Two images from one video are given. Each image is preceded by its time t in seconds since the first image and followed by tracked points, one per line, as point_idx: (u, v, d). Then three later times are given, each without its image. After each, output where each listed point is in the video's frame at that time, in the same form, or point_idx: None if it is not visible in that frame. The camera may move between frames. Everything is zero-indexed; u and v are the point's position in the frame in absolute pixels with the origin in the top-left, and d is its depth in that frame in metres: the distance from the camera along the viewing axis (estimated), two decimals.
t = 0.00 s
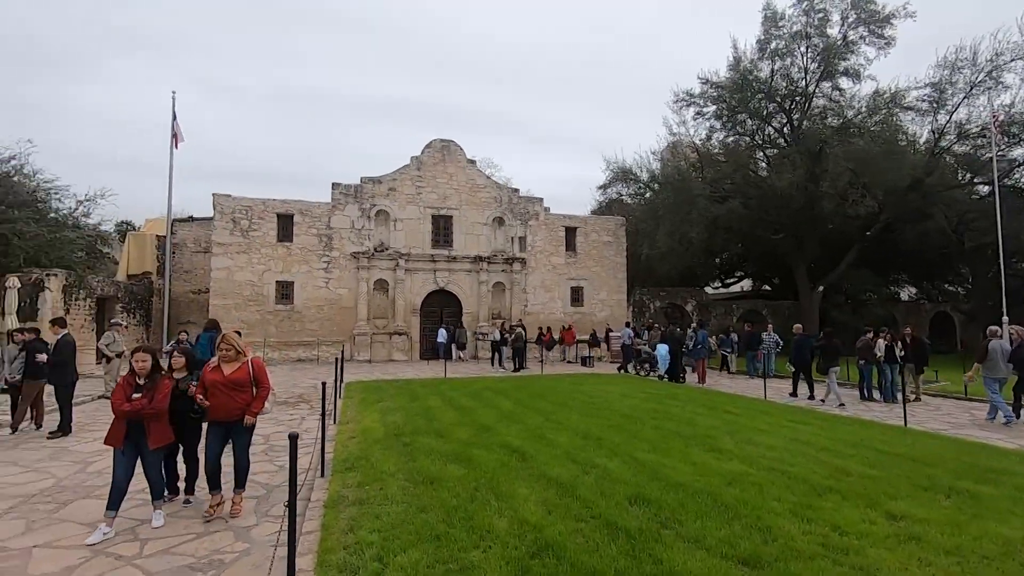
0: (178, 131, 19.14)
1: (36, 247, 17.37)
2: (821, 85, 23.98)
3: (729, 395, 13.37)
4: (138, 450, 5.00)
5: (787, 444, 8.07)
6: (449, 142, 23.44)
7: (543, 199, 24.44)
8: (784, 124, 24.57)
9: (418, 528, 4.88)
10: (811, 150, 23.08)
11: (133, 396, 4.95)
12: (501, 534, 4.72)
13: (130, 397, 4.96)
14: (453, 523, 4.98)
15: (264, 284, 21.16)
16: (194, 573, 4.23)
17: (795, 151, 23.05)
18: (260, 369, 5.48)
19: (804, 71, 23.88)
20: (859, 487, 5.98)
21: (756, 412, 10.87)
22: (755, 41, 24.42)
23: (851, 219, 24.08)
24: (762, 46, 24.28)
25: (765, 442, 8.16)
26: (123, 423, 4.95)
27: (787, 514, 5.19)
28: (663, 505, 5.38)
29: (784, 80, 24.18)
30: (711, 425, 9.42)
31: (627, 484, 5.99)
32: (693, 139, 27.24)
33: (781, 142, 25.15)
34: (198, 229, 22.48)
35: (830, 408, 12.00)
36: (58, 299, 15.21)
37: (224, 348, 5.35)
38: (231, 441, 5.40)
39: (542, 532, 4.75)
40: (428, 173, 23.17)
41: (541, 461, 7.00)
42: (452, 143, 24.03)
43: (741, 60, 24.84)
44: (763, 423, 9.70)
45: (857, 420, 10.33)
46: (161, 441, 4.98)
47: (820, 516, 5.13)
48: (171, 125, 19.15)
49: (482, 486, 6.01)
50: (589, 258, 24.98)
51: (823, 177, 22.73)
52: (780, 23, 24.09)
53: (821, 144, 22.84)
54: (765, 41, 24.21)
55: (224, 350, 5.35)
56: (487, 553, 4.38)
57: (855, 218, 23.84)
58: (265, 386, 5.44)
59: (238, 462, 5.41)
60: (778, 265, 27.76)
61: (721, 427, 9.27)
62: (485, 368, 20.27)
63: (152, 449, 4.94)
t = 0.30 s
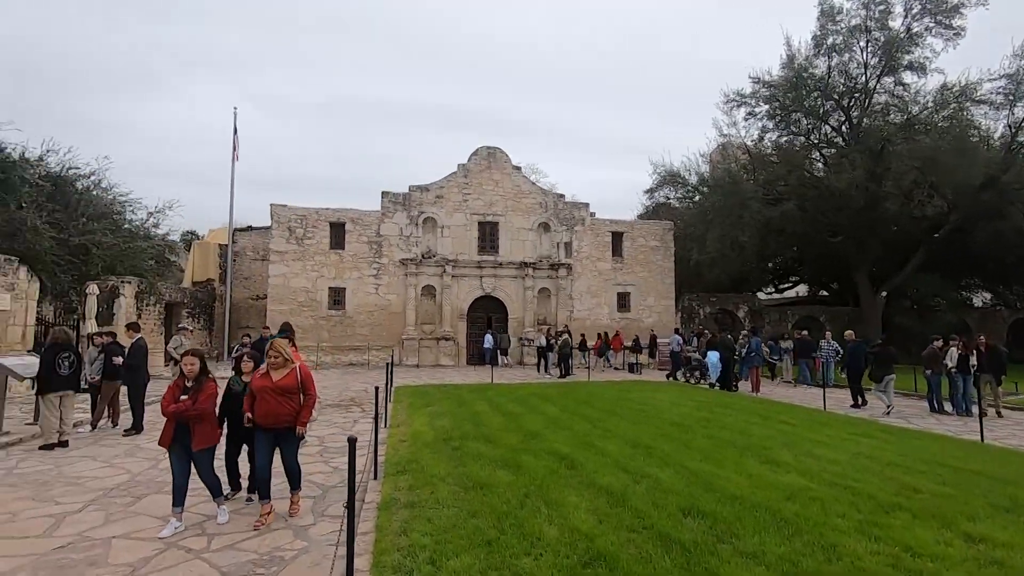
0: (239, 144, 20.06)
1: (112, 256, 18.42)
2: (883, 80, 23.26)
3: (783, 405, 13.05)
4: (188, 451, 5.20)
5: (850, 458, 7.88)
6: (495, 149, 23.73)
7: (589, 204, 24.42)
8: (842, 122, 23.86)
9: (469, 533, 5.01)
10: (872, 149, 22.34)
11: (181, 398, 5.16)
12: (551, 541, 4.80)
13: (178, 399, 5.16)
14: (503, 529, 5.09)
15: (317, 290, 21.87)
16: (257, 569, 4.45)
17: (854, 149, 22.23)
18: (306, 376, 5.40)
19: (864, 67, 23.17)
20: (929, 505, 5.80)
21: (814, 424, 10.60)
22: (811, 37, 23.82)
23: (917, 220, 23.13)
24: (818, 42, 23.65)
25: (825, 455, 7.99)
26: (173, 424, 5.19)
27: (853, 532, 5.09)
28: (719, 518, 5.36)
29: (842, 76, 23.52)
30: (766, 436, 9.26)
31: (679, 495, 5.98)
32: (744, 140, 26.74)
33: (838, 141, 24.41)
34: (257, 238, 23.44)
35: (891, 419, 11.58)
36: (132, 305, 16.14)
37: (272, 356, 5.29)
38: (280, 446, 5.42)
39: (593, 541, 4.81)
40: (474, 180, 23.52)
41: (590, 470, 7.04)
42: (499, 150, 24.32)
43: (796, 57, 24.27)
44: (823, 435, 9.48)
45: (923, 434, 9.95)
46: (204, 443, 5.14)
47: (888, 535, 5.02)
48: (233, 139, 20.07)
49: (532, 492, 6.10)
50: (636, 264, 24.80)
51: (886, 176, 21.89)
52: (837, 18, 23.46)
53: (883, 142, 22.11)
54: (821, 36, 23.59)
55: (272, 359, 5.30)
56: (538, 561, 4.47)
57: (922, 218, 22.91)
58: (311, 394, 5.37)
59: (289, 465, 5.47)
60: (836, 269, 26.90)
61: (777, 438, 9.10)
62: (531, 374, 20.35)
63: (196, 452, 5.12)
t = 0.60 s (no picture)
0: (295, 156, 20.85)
1: (178, 264, 19.35)
2: (951, 74, 22.32)
3: (840, 416, 12.64)
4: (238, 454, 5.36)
5: (918, 474, 7.61)
6: (541, 155, 23.90)
7: (636, 209, 24.25)
8: (907, 118, 22.94)
9: (519, 540, 5.09)
10: (940, 147, 21.33)
11: (233, 402, 5.35)
12: (602, 552, 4.83)
13: (231, 403, 5.36)
14: (554, 537, 5.15)
15: (367, 296, 22.42)
16: (315, 567, 4.63)
17: (919, 148, 21.41)
18: (352, 382, 5.48)
19: (930, 61, 22.29)
20: (1008, 528, 5.56)
21: (879, 437, 10.24)
22: (871, 31, 23.05)
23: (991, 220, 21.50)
24: (880, 36, 22.87)
25: (890, 470, 7.73)
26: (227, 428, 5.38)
27: (926, 555, 4.93)
28: (778, 534, 5.28)
29: (906, 71, 22.69)
30: (826, 449, 9.01)
31: (735, 510, 5.91)
32: (798, 141, 26.06)
33: (903, 139, 23.53)
34: (310, 245, 24.25)
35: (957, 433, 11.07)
36: (196, 310, 16.91)
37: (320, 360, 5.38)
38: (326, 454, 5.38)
39: (645, 553, 4.82)
40: (520, 187, 23.72)
41: (642, 480, 7.01)
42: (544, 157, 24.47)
43: (855, 53, 23.50)
44: (886, 450, 9.16)
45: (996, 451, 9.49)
46: (253, 446, 5.25)
47: (966, 559, 4.84)
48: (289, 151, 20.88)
49: (582, 501, 6.13)
50: (685, 269, 24.45)
51: (955, 176, 20.85)
52: (901, 10, 22.62)
53: (952, 139, 21.06)
54: (883, 30, 22.80)
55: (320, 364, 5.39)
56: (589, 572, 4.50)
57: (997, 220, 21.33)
58: (358, 399, 5.42)
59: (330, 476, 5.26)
60: (901, 273, 25.81)
61: (838, 452, 8.85)
62: (576, 380, 20.27)
63: (245, 455, 5.23)
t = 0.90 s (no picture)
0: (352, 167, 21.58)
1: (246, 273, 20.30)
2: None
3: (913, 429, 12.08)
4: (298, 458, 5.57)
5: (1008, 494, 7.21)
6: (592, 160, 23.88)
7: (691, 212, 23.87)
8: (990, 108, 21.70)
9: (578, 549, 5.14)
10: None
11: (295, 406, 5.58)
12: (663, 565, 4.83)
13: (293, 407, 5.59)
14: (613, 548, 5.17)
15: (421, 302, 22.88)
16: (377, 567, 4.80)
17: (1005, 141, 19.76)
18: (408, 391, 5.48)
19: (1014, 47, 21.07)
20: None
21: (960, 453, 9.74)
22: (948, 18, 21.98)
23: None
24: (957, 23, 21.78)
25: (974, 489, 7.37)
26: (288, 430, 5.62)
27: None
28: (852, 553, 5.14)
29: (988, 59, 21.56)
30: (902, 464, 8.65)
31: (805, 526, 5.78)
32: (865, 137, 25.08)
33: (984, 131, 22.27)
34: (366, 253, 24.98)
35: None
36: (262, 316, 17.66)
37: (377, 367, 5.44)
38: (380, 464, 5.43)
39: (709, 568, 4.79)
40: (571, 192, 23.77)
41: (703, 492, 6.93)
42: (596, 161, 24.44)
43: (929, 42, 22.46)
44: (968, 466, 8.71)
45: None
46: (311, 451, 5.44)
47: None
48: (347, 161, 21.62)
49: (640, 512, 6.13)
50: (743, 273, 23.86)
51: None
52: None
53: None
54: (961, 17, 21.71)
55: (376, 371, 5.45)
56: None
57: None
58: (413, 409, 5.43)
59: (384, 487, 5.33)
60: (983, 275, 24.31)
61: (916, 467, 8.48)
62: (630, 387, 20.04)
63: (302, 459, 5.43)
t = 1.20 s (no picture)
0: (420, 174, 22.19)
1: (323, 277, 21.30)
2: None
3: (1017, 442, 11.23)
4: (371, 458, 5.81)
5: None
6: (658, 159, 23.54)
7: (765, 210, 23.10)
8: None
9: (655, 558, 5.14)
10: None
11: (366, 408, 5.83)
12: None
13: (365, 409, 5.84)
14: (691, 559, 5.14)
15: (487, 305, 23.20)
16: (452, 566, 4.96)
17: None
18: (471, 395, 5.54)
19: None
20: None
21: None
22: None
23: None
24: None
25: None
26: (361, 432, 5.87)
27: None
28: None
29: None
30: (1008, 481, 8.08)
31: (904, 546, 5.52)
32: (959, 124, 23.44)
33: None
34: (434, 257, 25.60)
35: None
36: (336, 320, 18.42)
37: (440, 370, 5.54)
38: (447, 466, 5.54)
39: None
40: (637, 192, 23.54)
41: (786, 505, 6.73)
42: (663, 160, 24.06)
43: None
44: None
45: None
46: (382, 452, 5.67)
47: None
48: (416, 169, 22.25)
49: (719, 523, 6.04)
50: (823, 274, 22.79)
51: None
52: None
53: None
54: None
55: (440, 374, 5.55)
56: None
57: None
58: (477, 413, 5.48)
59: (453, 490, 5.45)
60: None
61: None
62: (700, 392, 19.59)
63: (374, 460, 5.67)
